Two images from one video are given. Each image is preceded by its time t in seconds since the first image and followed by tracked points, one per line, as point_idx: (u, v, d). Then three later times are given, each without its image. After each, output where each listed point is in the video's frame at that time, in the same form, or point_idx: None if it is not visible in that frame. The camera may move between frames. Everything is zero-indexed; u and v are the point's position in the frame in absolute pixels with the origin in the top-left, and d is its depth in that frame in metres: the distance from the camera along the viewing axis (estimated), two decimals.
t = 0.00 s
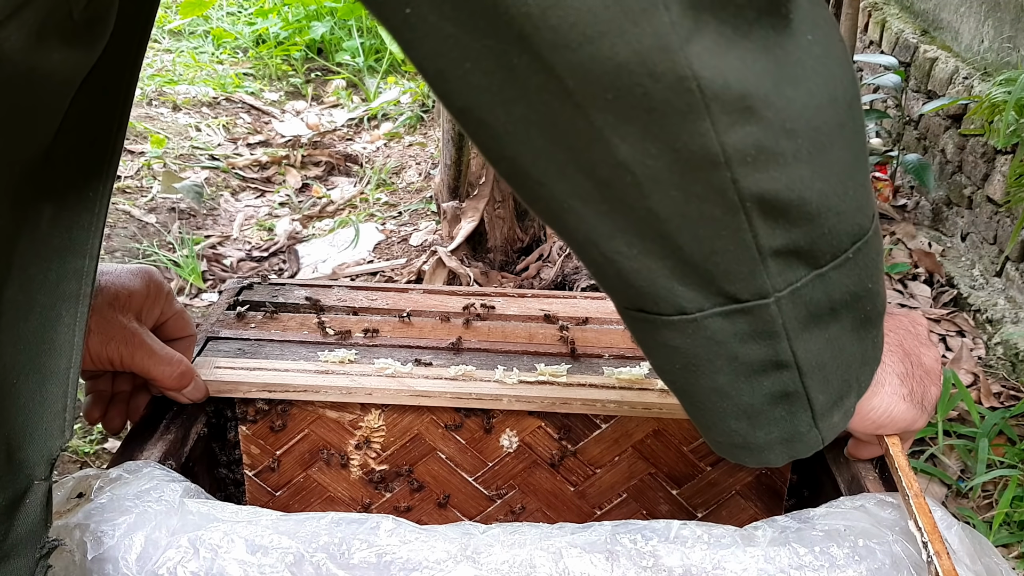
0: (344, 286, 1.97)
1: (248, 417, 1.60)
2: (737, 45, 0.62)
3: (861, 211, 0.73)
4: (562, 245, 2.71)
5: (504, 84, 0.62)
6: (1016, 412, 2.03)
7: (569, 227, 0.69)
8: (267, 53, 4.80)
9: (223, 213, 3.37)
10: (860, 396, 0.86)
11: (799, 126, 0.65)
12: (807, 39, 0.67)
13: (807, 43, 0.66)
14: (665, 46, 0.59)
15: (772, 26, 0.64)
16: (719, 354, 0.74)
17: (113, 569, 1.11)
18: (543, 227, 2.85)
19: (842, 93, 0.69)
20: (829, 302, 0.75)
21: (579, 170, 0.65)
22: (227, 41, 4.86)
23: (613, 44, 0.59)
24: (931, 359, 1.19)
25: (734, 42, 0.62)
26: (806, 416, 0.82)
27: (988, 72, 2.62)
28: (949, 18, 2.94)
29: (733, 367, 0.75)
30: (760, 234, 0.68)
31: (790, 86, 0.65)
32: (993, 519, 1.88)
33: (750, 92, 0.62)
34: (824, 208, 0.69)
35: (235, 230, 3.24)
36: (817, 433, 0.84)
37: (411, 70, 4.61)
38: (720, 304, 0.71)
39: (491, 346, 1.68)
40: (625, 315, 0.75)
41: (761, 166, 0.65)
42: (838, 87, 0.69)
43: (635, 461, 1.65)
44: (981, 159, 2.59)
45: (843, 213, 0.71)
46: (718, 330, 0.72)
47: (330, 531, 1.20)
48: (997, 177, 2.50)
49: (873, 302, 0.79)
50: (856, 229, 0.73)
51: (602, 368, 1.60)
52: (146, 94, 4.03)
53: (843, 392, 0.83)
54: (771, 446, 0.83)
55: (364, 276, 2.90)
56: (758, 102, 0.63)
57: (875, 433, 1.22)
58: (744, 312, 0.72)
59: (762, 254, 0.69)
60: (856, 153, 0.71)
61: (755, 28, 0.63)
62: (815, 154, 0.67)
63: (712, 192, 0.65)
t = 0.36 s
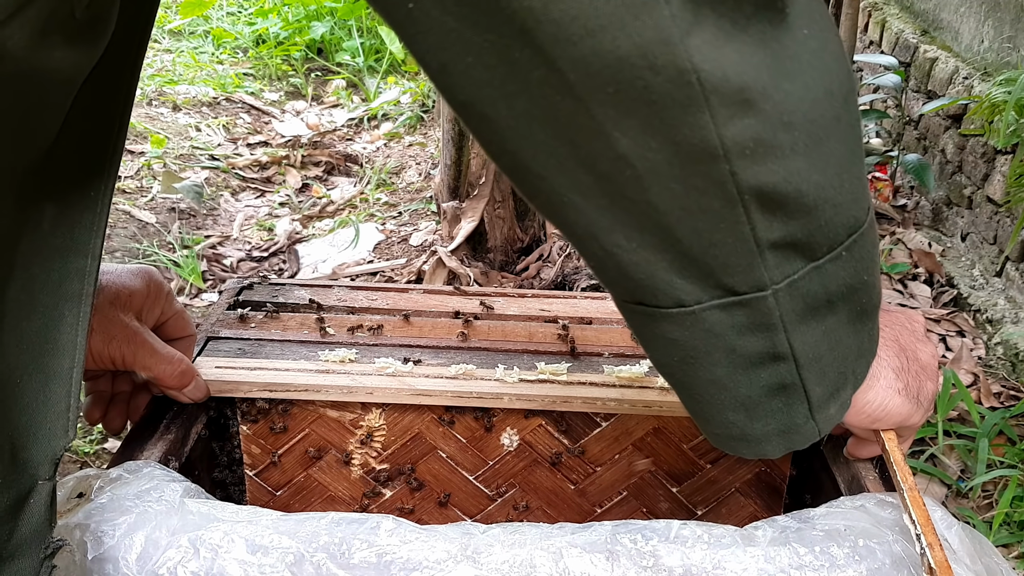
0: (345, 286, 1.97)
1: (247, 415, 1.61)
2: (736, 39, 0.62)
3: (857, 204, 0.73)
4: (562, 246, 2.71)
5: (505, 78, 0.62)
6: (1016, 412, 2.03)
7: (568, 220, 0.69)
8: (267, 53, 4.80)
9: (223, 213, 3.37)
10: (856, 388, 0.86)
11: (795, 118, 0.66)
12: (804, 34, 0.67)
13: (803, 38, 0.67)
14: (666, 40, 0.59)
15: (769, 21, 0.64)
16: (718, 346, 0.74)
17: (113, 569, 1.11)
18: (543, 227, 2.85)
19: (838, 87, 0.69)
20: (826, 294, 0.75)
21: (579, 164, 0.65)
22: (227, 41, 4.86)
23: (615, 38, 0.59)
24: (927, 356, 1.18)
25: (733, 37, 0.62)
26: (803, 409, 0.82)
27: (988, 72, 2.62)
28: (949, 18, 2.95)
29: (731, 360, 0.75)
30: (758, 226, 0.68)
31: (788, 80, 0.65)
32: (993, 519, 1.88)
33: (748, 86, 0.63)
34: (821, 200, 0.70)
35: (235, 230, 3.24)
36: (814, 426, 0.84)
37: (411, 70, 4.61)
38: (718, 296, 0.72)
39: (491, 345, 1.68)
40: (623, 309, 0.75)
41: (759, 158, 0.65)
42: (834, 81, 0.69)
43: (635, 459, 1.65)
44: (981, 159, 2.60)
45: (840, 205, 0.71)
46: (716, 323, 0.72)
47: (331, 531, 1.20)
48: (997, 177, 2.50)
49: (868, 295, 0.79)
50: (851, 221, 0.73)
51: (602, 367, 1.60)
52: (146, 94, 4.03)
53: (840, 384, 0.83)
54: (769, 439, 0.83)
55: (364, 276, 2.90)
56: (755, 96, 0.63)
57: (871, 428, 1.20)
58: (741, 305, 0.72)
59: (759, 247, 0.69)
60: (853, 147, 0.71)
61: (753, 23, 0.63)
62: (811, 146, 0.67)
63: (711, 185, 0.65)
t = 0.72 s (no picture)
0: (345, 286, 1.97)
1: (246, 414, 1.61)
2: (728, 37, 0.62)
3: (851, 201, 0.73)
4: (562, 245, 2.72)
5: (499, 76, 0.62)
6: (1016, 412, 2.03)
7: (563, 217, 0.68)
8: (266, 53, 4.80)
9: (223, 213, 3.37)
10: (850, 384, 0.86)
11: (788, 115, 0.66)
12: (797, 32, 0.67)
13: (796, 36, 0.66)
14: (659, 38, 0.59)
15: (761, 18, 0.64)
16: (712, 343, 0.74)
17: (113, 569, 1.11)
18: (543, 227, 2.85)
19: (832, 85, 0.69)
20: (820, 291, 0.75)
21: (574, 162, 0.65)
22: (227, 41, 4.86)
23: (608, 36, 0.59)
24: (924, 355, 1.18)
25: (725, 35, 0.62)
26: (797, 404, 0.82)
27: (988, 72, 2.62)
28: (949, 18, 2.94)
29: (725, 357, 0.75)
30: (752, 223, 0.68)
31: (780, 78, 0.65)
32: (993, 519, 1.88)
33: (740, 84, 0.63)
34: (814, 197, 0.70)
35: (235, 230, 3.24)
36: (808, 422, 0.84)
37: (411, 70, 4.61)
38: (713, 293, 0.71)
39: (491, 344, 1.68)
40: (619, 307, 0.75)
41: (752, 156, 0.65)
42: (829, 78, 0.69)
43: (635, 459, 1.65)
44: (981, 159, 2.60)
45: (834, 203, 0.71)
46: (710, 320, 0.72)
47: (331, 531, 1.20)
48: (997, 177, 2.50)
49: (862, 291, 0.79)
50: (846, 219, 0.73)
51: (602, 367, 1.60)
52: (146, 93, 4.03)
53: (834, 380, 0.83)
54: (763, 434, 0.83)
55: (364, 276, 2.90)
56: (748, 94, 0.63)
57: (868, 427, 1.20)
58: (735, 302, 0.72)
59: (753, 244, 0.69)
60: (847, 144, 0.71)
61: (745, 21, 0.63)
62: (805, 145, 0.67)
63: (705, 182, 0.65)
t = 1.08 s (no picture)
0: (345, 286, 1.97)
1: (245, 411, 1.62)
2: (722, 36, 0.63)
3: (843, 199, 0.74)
4: (562, 245, 2.72)
5: (495, 74, 0.62)
6: (1016, 412, 2.04)
7: (559, 215, 0.69)
8: (267, 53, 4.80)
9: (224, 213, 3.37)
10: (844, 381, 0.86)
11: (780, 113, 0.66)
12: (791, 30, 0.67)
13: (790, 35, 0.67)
14: (653, 36, 0.60)
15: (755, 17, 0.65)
16: (707, 340, 0.74)
17: (113, 569, 1.11)
18: (543, 227, 2.86)
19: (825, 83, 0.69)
20: (813, 288, 0.76)
21: (569, 159, 0.66)
22: (227, 41, 4.87)
23: (603, 34, 0.59)
24: (920, 353, 1.18)
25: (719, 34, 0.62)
26: (791, 400, 0.82)
27: (987, 72, 2.62)
28: (949, 18, 2.95)
29: (719, 353, 0.76)
30: (745, 221, 0.69)
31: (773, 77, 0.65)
32: (992, 519, 1.88)
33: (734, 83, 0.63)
34: (807, 194, 0.70)
35: (236, 230, 3.24)
36: (802, 418, 0.84)
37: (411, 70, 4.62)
38: (706, 290, 0.72)
39: (491, 343, 1.69)
40: (616, 305, 0.75)
41: (745, 154, 0.65)
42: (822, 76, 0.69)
43: (634, 458, 1.66)
44: (981, 159, 2.60)
45: (826, 201, 0.72)
46: (704, 317, 0.73)
47: (331, 531, 1.20)
48: (996, 176, 2.50)
49: (855, 288, 0.80)
50: (838, 217, 0.74)
51: (601, 366, 1.61)
52: (146, 94, 4.04)
53: (828, 377, 0.83)
54: (757, 431, 0.83)
55: (364, 276, 2.91)
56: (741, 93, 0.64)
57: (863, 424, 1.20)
58: (729, 299, 0.72)
59: (747, 242, 0.70)
60: (839, 142, 0.72)
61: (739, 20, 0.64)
62: (797, 143, 0.68)
63: (698, 179, 0.66)
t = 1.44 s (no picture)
0: (345, 286, 1.96)
1: (246, 411, 1.62)
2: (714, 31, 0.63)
3: (837, 193, 0.74)
4: (562, 245, 2.72)
5: (490, 70, 0.62)
6: (1015, 412, 2.04)
7: (557, 210, 0.69)
8: (267, 53, 4.80)
9: (224, 213, 3.37)
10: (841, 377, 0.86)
11: (773, 106, 0.66)
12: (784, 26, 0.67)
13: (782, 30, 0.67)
14: (646, 29, 0.60)
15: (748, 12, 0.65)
16: (703, 335, 0.74)
17: (113, 569, 1.11)
18: (543, 227, 2.85)
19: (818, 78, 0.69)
20: (809, 282, 0.76)
21: (565, 154, 0.66)
22: (227, 41, 4.88)
23: (597, 28, 0.59)
24: (919, 352, 1.18)
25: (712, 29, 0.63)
26: (788, 395, 0.82)
27: (987, 72, 2.62)
28: (949, 18, 2.95)
29: (715, 349, 0.75)
30: (740, 215, 0.69)
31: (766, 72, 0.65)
32: (992, 518, 1.88)
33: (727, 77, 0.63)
34: (801, 188, 0.70)
35: (236, 230, 3.25)
36: (799, 413, 0.84)
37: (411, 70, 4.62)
38: (702, 284, 0.72)
39: (491, 343, 1.69)
40: (613, 301, 0.75)
41: (739, 147, 0.66)
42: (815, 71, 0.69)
43: (634, 457, 1.65)
44: (981, 159, 2.60)
45: (821, 195, 0.72)
46: (700, 311, 0.73)
47: (331, 531, 1.20)
48: (996, 176, 2.51)
49: (851, 283, 0.79)
50: (832, 211, 0.74)
51: (601, 366, 1.61)
52: (146, 94, 4.04)
53: (825, 372, 0.83)
54: (754, 426, 0.83)
55: (364, 276, 2.91)
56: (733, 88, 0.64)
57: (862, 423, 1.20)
58: (725, 293, 0.72)
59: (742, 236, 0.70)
60: (832, 136, 0.72)
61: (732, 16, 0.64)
62: (791, 137, 0.68)
63: (692, 173, 0.66)
